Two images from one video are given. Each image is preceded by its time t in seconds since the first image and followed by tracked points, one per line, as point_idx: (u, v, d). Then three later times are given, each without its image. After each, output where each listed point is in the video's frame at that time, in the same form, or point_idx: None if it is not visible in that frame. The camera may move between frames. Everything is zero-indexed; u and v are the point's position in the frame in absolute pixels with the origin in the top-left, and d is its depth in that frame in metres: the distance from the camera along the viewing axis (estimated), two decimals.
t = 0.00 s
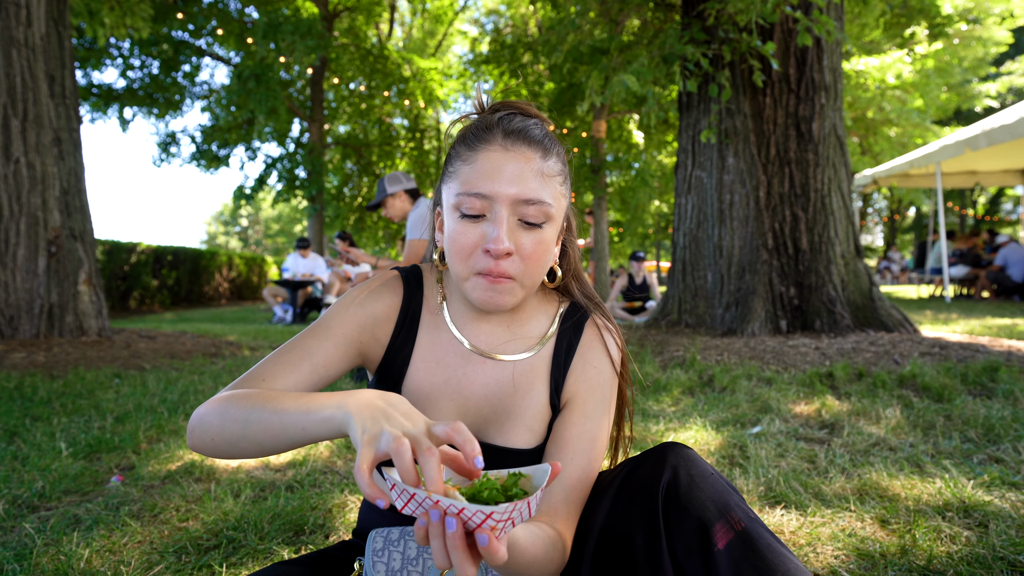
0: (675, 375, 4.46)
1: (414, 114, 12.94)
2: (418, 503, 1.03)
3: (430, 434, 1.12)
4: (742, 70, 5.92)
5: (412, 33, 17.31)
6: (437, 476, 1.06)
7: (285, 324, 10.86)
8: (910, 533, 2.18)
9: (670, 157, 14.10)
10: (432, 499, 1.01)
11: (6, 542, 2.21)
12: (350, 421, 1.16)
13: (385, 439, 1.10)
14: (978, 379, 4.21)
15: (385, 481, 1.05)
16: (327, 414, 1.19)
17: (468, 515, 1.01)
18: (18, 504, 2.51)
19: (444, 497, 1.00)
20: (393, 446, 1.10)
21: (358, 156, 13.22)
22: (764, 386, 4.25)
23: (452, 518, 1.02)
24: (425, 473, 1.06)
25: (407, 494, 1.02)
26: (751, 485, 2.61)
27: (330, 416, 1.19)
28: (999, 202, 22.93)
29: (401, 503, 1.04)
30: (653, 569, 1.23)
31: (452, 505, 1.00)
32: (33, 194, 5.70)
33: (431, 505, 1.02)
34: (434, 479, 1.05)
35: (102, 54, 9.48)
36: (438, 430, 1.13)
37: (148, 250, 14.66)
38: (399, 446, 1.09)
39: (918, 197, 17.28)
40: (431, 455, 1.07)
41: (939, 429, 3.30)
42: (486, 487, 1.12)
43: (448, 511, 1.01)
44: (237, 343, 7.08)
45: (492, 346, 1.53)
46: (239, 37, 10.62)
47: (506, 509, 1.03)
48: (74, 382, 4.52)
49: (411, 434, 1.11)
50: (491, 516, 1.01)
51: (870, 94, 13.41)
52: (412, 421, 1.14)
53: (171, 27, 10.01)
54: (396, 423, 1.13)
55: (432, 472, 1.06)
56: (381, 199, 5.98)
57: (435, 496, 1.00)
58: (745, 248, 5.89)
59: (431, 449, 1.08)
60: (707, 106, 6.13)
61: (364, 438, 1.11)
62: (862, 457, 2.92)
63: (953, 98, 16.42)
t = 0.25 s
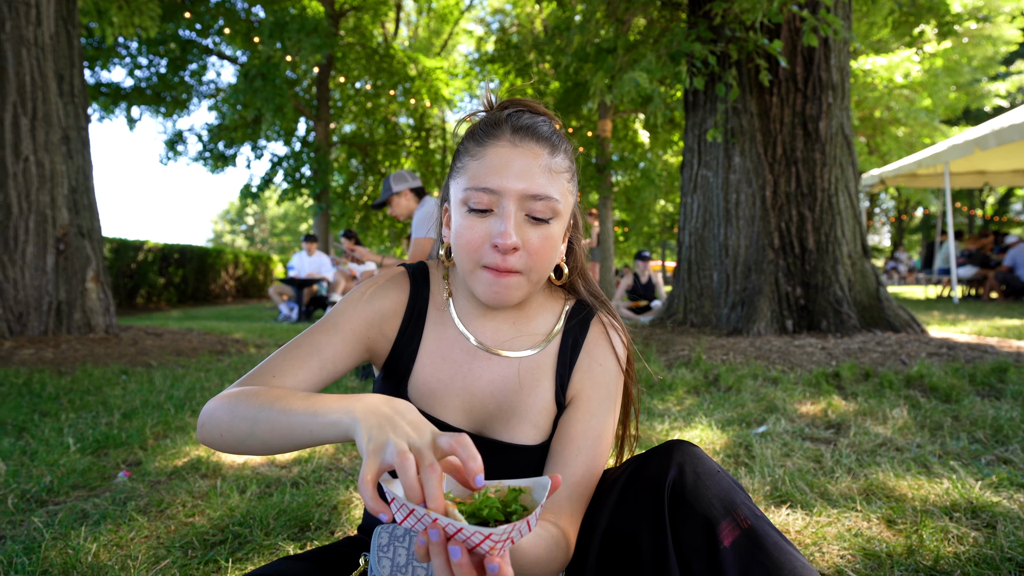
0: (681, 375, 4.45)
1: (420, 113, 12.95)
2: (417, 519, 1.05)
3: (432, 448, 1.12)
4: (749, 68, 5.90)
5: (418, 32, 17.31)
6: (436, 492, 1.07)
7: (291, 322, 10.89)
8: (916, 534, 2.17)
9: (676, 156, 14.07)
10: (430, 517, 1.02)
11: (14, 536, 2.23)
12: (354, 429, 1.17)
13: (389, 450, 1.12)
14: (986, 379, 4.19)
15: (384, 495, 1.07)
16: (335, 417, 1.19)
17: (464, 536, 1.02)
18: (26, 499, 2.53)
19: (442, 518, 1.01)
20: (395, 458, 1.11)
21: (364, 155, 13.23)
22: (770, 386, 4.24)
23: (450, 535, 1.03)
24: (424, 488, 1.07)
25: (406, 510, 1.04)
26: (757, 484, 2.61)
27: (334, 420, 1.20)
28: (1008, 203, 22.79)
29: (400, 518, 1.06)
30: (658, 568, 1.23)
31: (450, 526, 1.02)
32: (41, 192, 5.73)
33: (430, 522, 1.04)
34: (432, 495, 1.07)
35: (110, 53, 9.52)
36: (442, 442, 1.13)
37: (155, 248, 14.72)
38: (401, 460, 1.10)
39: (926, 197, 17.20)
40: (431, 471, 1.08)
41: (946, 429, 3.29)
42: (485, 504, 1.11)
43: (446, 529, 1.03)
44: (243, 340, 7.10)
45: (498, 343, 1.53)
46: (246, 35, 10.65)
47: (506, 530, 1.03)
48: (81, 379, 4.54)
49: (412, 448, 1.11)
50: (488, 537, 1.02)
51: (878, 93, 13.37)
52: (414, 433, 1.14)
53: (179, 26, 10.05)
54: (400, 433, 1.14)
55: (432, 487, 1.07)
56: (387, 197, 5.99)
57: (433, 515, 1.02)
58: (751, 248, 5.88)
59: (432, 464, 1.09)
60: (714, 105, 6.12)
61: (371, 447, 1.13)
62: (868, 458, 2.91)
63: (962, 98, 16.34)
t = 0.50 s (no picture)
0: (698, 355, 4.46)
1: (435, 92, 12.90)
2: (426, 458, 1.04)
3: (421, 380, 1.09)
4: (769, 45, 5.81)
5: (433, 11, 17.19)
6: (438, 421, 1.05)
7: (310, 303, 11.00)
8: (934, 513, 2.17)
9: (694, 135, 13.91)
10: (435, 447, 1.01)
11: (51, 508, 2.31)
12: (342, 386, 1.15)
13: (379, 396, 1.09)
14: (1008, 360, 4.15)
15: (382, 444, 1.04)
16: (316, 384, 1.21)
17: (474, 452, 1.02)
18: (60, 473, 2.61)
19: (446, 440, 1.00)
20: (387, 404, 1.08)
21: (380, 136, 13.23)
22: (788, 366, 4.23)
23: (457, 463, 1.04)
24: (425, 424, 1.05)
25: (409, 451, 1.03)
26: (774, 463, 2.62)
27: (334, 372, 1.18)
28: None
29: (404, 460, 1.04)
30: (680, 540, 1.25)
31: (456, 446, 1.01)
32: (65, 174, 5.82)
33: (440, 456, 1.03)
34: (458, 412, 1.08)
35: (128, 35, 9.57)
36: (426, 373, 1.10)
37: (175, 230, 14.89)
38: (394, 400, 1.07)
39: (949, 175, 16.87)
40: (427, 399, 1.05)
41: (967, 410, 3.27)
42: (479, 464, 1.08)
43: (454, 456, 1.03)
44: (264, 321, 7.19)
45: (515, 326, 1.55)
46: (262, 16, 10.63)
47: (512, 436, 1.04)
48: (108, 358, 4.64)
49: (405, 386, 1.08)
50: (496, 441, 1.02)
51: (903, 68, 13.08)
52: (403, 368, 1.10)
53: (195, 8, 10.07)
54: (385, 371, 1.11)
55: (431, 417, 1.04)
56: (404, 178, 6.00)
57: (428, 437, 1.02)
58: (770, 227, 5.82)
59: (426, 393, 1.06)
60: (733, 83, 6.03)
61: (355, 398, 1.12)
62: (886, 438, 2.90)
63: (990, 72, 15.94)
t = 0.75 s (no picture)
0: (699, 354, 4.46)
1: (435, 92, 12.90)
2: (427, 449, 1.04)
3: (433, 380, 1.09)
4: (770, 44, 5.80)
5: (434, 11, 17.17)
6: (443, 421, 1.06)
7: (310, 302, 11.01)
8: (935, 511, 2.17)
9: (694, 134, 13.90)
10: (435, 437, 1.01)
11: (53, 507, 2.31)
12: (356, 371, 1.15)
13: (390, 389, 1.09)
14: (1009, 359, 4.15)
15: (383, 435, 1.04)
16: (327, 372, 1.20)
17: (473, 438, 1.01)
18: (62, 472, 2.61)
19: (447, 429, 1.00)
20: (393, 398, 1.08)
21: (380, 135, 13.22)
22: (788, 365, 4.23)
23: (458, 450, 1.03)
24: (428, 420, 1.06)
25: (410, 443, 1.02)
26: (774, 462, 2.62)
27: (349, 356, 1.18)
28: None
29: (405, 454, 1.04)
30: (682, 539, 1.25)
31: (457, 435, 1.01)
32: (66, 174, 5.82)
33: (441, 446, 1.02)
34: (459, 418, 1.07)
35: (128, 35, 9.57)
36: (438, 378, 1.10)
37: (176, 229, 14.90)
38: (403, 393, 1.07)
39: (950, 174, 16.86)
40: (439, 399, 1.06)
41: (968, 409, 3.27)
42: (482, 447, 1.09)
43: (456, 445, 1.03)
44: (264, 320, 7.20)
45: (515, 326, 1.55)
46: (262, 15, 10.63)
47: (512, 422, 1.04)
48: (109, 357, 4.65)
49: (415, 384, 1.08)
50: (494, 427, 1.01)
51: (904, 68, 13.06)
52: (418, 369, 1.10)
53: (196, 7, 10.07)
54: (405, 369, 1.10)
55: (437, 419, 1.06)
56: (404, 178, 6.01)
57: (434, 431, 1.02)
58: (771, 227, 5.82)
59: (437, 393, 1.07)
60: (734, 82, 6.02)
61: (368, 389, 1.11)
62: (887, 437, 2.90)
63: (991, 71, 15.92)
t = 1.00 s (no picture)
0: (700, 354, 4.46)
1: (437, 93, 12.91)
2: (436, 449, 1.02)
3: (435, 372, 1.08)
4: (771, 44, 5.80)
5: (435, 12, 17.19)
6: (451, 411, 1.05)
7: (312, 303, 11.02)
8: (937, 513, 2.17)
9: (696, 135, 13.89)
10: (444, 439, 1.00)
11: (54, 507, 2.32)
12: (353, 373, 1.14)
13: (393, 388, 1.08)
14: (1011, 360, 4.14)
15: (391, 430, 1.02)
16: (324, 372, 1.19)
17: (480, 444, 1.01)
18: (64, 473, 2.62)
19: (454, 432, 0.99)
20: (399, 396, 1.07)
21: (382, 136, 13.23)
22: (790, 366, 4.22)
23: (467, 455, 1.03)
24: (437, 414, 1.05)
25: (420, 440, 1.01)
26: (775, 463, 2.62)
27: (345, 359, 1.17)
28: None
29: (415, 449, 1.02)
30: (684, 539, 1.25)
31: (464, 438, 1.00)
32: (68, 175, 5.82)
33: (448, 448, 1.02)
34: (465, 410, 1.06)
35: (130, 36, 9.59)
36: (441, 368, 1.10)
37: (177, 230, 14.91)
38: (408, 393, 1.05)
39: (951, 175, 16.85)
40: (447, 388, 1.05)
41: (970, 410, 3.27)
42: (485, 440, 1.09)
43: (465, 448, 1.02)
44: (266, 321, 7.20)
45: (516, 326, 1.55)
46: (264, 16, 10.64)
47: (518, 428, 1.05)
48: (111, 358, 4.65)
49: (422, 376, 1.07)
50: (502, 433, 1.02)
51: (905, 68, 13.06)
52: (421, 361, 1.10)
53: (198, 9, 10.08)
54: (405, 365, 1.10)
55: (445, 407, 1.05)
56: (406, 179, 6.01)
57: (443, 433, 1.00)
58: (772, 228, 5.82)
59: (444, 382, 1.06)
60: (735, 83, 6.02)
61: (369, 388, 1.09)
62: (889, 438, 2.90)
63: (993, 72, 15.91)
